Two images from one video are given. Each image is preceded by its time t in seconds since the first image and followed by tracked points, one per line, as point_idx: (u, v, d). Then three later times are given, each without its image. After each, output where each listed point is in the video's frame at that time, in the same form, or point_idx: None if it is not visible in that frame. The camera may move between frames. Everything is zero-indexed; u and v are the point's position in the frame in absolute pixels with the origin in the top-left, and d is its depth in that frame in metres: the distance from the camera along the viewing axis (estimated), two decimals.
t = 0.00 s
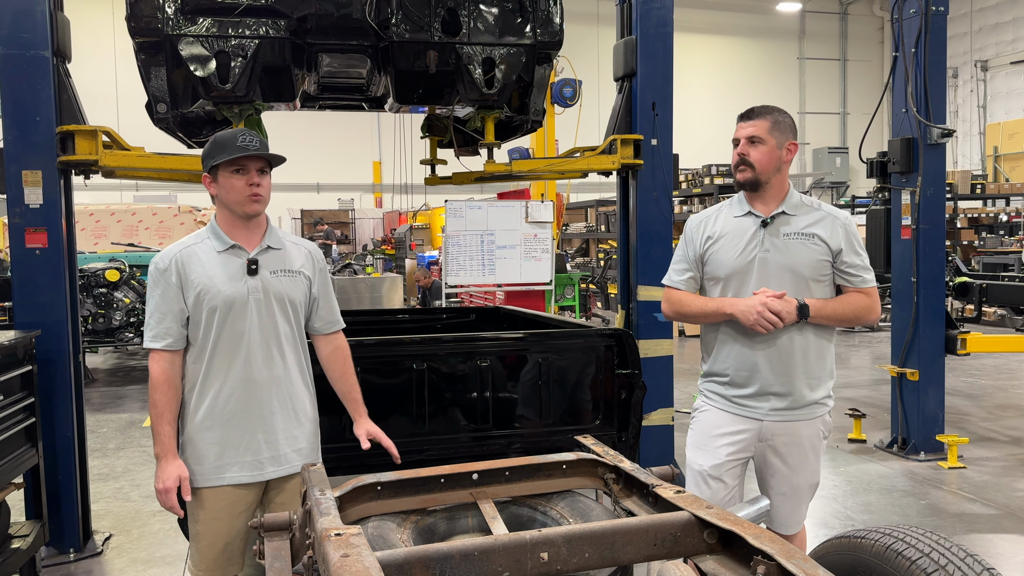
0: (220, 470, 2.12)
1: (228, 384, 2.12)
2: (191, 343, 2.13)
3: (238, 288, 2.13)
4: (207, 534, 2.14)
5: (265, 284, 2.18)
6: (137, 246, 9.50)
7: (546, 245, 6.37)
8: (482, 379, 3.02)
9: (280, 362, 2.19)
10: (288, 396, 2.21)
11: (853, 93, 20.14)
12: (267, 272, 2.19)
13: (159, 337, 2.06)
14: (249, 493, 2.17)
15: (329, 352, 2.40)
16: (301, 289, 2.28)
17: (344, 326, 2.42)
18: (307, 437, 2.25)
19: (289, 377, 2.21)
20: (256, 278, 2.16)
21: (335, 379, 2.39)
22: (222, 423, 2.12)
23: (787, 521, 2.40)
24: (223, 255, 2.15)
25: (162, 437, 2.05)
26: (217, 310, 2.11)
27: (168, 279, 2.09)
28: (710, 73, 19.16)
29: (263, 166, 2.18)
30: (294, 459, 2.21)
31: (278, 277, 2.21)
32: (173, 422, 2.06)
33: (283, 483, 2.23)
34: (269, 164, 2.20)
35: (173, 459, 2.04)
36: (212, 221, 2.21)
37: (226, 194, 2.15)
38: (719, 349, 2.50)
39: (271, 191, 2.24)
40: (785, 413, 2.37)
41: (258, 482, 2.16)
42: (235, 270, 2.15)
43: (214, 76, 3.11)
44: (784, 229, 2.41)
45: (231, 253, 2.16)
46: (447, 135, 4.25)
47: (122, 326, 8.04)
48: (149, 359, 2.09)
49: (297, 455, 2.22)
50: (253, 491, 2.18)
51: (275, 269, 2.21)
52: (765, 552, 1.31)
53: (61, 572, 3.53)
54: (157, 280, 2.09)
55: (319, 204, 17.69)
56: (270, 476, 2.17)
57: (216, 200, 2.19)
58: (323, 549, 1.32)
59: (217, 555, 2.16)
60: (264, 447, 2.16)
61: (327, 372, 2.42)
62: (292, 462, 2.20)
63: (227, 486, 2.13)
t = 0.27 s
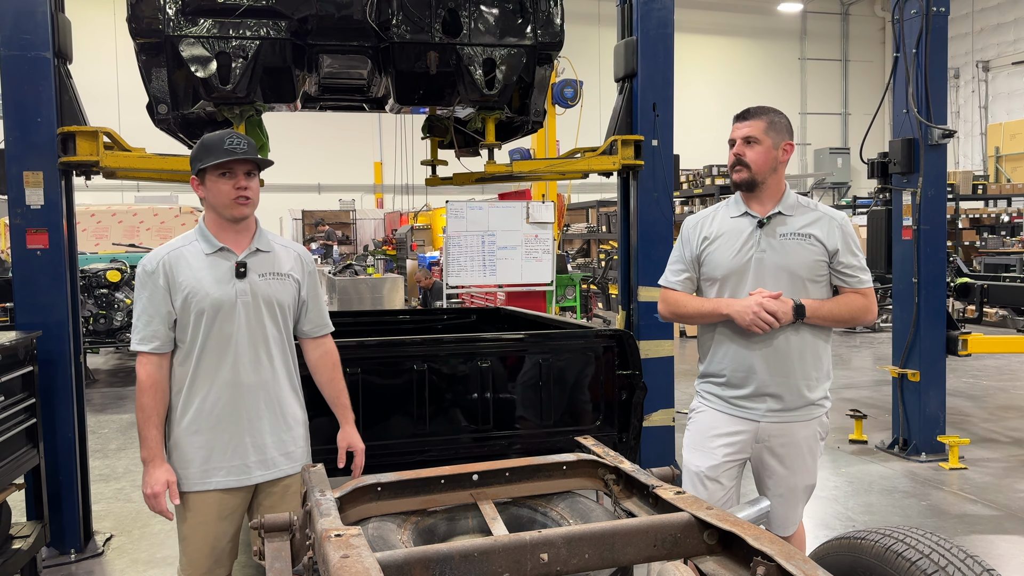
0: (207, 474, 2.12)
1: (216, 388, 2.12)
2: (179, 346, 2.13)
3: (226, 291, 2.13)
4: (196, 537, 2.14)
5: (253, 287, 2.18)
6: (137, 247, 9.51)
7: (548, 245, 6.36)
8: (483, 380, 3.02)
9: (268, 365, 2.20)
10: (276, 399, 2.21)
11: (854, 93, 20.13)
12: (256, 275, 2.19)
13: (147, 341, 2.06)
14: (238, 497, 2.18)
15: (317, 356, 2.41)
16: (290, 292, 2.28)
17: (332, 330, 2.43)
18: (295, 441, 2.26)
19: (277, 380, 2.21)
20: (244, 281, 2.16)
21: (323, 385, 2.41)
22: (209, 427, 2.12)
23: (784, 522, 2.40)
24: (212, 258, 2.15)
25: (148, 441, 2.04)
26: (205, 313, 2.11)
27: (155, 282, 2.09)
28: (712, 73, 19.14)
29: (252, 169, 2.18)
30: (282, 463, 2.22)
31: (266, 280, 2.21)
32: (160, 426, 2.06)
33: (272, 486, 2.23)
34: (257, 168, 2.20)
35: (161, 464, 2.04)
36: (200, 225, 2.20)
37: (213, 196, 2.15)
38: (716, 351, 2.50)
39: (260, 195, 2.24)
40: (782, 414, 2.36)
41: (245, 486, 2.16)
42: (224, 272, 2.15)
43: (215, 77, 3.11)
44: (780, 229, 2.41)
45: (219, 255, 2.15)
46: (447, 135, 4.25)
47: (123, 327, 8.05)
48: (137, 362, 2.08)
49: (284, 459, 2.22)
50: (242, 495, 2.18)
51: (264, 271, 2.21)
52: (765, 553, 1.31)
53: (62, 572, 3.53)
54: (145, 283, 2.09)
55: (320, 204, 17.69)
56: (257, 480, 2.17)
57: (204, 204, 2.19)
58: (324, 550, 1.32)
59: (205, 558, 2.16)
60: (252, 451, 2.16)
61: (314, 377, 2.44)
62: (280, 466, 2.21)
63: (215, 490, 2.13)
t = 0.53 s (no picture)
0: (197, 477, 2.12)
1: (205, 391, 2.13)
2: (168, 350, 2.13)
3: (216, 294, 2.14)
4: (186, 539, 2.14)
5: (243, 290, 2.18)
6: (138, 248, 9.51)
7: (549, 246, 6.35)
8: (484, 381, 3.02)
9: (258, 368, 2.20)
10: (266, 402, 2.21)
11: (855, 93, 20.12)
12: (245, 278, 2.19)
13: (136, 344, 2.07)
14: (227, 500, 2.18)
15: (306, 359, 2.41)
16: (280, 295, 2.28)
17: (322, 333, 2.43)
18: (286, 444, 2.26)
19: (267, 383, 2.21)
20: (234, 284, 2.17)
21: (311, 389, 2.40)
22: (199, 430, 2.12)
23: (790, 522, 2.40)
24: (200, 261, 2.15)
25: (136, 444, 2.04)
26: (194, 316, 2.11)
27: (143, 285, 2.09)
28: (712, 74, 19.14)
29: (242, 173, 2.18)
30: (273, 465, 2.22)
31: (256, 283, 2.21)
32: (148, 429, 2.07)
33: (263, 488, 2.23)
34: (247, 171, 2.20)
35: (148, 467, 2.03)
36: (189, 226, 2.20)
37: (202, 199, 2.15)
38: (721, 352, 2.50)
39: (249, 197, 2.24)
40: (788, 414, 2.36)
41: (235, 489, 2.16)
42: (213, 276, 2.15)
43: (216, 78, 3.12)
44: (784, 230, 2.41)
45: (209, 258, 2.16)
46: (448, 136, 4.25)
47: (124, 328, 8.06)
48: (126, 366, 2.09)
49: (275, 461, 2.22)
50: (232, 498, 2.18)
51: (253, 274, 2.21)
52: (766, 553, 1.31)
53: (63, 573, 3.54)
54: (133, 286, 2.09)
55: (321, 205, 17.70)
56: (247, 483, 2.17)
57: (193, 205, 2.19)
58: (325, 551, 1.32)
59: (195, 561, 2.16)
60: (241, 454, 2.16)
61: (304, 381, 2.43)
62: (270, 469, 2.21)
63: (204, 493, 2.13)
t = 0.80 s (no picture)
0: (196, 478, 2.12)
1: (204, 392, 2.13)
2: (166, 351, 2.13)
3: (215, 296, 2.13)
4: (185, 540, 2.14)
5: (242, 291, 2.18)
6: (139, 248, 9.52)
7: (550, 246, 6.34)
8: (485, 381, 3.02)
9: (257, 369, 2.20)
10: (265, 403, 2.21)
11: (856, 94, 20.11)
12: (244, 278, 2.19)
13: (135, 345, 2.06)
14: (226, 501, 2.18)
15: (305, 358, 2.42)
16: (279, 295, 2.28)
17: (321, 334, 2.44)
18: (285, 444, 2.26)
19: (266, 384, 2.21)
20: (233, 285, 2.16)
21: (310, 388, 2.41)
22: (198, 431, 2.12)
23: (805, 520, 2.39)
24: (200, 261, 2.15)
25: (135, 445, 2.04)
26: (193, 317, 2.11)
27: (142, 286, 2.08)
28: (712, 74, 19.14)
29: (232, 167, 2.19)
30: (272, 466, 2.22)
31: (255, 284, 2.21)
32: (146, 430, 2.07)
33: (261, 489, 2.23)
34: (238, 164, 2.21)
35: (147, 468, 2.03)
36: (187, 231, 2.21)
37: (198, 200, 2.16)
38: (734, 353, 2.50)
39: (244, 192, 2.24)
40: (801, 413, 2.36)
41: (234, 490, 2.17)
42: (212, 276, 2.15)
43: (217, 78, 3.12)
44: (796, 231, 2.41)
45: (207, 259, 2.16)
46: (449, 137, 4.25)
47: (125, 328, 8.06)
48: (124, 367, 2.08)
49: (273, 462, 2.23)
50: (230, 499, 2.19)
51: (252, 275, 2.21)
52: (768, 553, 1.31)
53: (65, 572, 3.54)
54: (132, 287, 2.08)
55: (322, 205, 17.71)
56: (246, 484, 2.18)
57: (190, 209, 2.20)
58: (326, 551, 1.33)
59: (193, 561, 2.16)
60: (240, 455, 2.17)
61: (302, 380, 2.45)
62: (269, 469, 2.21)
63: (204, 494, 2.13)
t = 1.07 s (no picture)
0: (206, 477, 2.13)
1: (212, 391, 2.12)
2: (174, 352, 2.13)
3: (220, 295, 2.13)
4: (193, 538, 2.14)
5: (247, 289, 2.18)
6: (139, 248, 9.52)
7: (550, 246, 6.33)
8: (485, 381, 3.02)
9: (264, 367, 2.20)
10: (273, 401, 2.21)
11: (856, 94, 20.11)
12: (249, 277, 2.19)
13: (143, 347, 2.07)
14: (235, 498, 2.18)
15: (311, 354, 2.41)
16: (285, 292, 2.28)
17: (328, 328, 2.43)
18: (293, 440, 2.26)
19: (274, 381, 2.21)
20: (238, 283, 2.16)
21: (315, 384, 2.41)
22: (207, 431, 2.12)
23: (809, 519, 2.39)
24: (203, 261, 2.15)
25: (145, 447, 2.04)
26: (200, 317, 2.11)
27: (149, 288, 2.09)
28: (713, 74, 19.14)
29: (234, 166, 2.19)
30: (280, 463, 2.22)
31: (260, 282, 2.21)
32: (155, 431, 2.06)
33: (271, 486, 2.23)
34: (239, 164, 2.21)
35: (157, 470, 2.04)
36: (190, 230, 2.21)
37: (200, 198, 2.16)
38: (743, 353, 2.51)
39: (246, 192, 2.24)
40: (808, 411, 2.36)
41: (244, 488, 2.17)
42: (216, 276, 2.15)
43: (218, 78, 3.12)
44: (803, 233, 2.41)
45: (211, 258, 2.16)
46: (449, 136, 4.24)
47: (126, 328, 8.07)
48: (133, 368, 2.09)
49: (282, 459, 2.23)
50: (238, 497, 2.18)
51: (257, 273, 2.21)
52: (768, 553, 1.31)
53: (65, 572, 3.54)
54: (138, 289, 2.09)
55: (322, 205, 17.71)
56: (255, 481, 2.18)
57: (192, 208, 2.19)
58: (327, 551, 1.33)
59: (201, 559, 2.16)
60: (249, 453, 2.17)
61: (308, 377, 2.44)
62: (278, 466, 2.21)
63: (213, 492, 2.14)
